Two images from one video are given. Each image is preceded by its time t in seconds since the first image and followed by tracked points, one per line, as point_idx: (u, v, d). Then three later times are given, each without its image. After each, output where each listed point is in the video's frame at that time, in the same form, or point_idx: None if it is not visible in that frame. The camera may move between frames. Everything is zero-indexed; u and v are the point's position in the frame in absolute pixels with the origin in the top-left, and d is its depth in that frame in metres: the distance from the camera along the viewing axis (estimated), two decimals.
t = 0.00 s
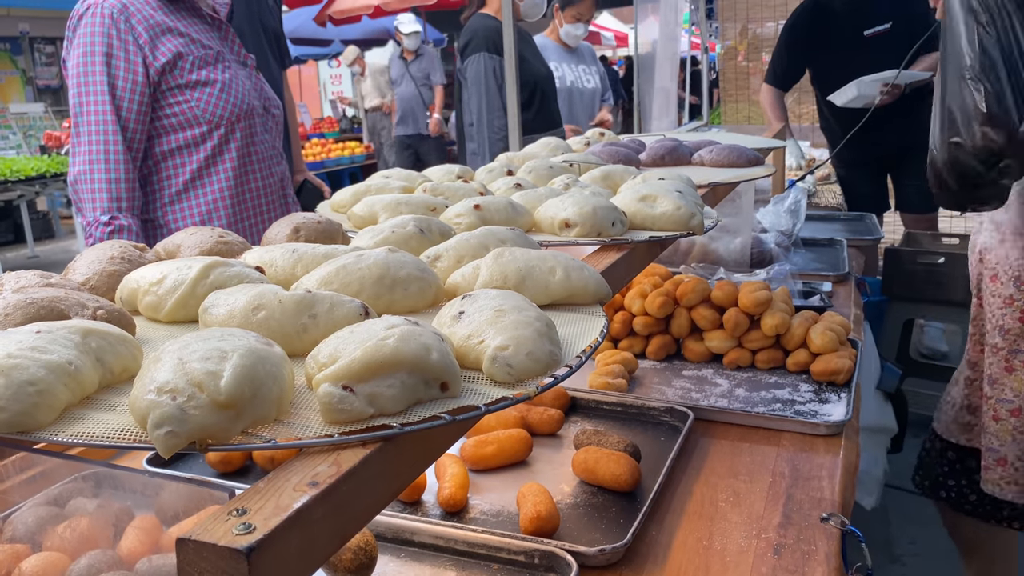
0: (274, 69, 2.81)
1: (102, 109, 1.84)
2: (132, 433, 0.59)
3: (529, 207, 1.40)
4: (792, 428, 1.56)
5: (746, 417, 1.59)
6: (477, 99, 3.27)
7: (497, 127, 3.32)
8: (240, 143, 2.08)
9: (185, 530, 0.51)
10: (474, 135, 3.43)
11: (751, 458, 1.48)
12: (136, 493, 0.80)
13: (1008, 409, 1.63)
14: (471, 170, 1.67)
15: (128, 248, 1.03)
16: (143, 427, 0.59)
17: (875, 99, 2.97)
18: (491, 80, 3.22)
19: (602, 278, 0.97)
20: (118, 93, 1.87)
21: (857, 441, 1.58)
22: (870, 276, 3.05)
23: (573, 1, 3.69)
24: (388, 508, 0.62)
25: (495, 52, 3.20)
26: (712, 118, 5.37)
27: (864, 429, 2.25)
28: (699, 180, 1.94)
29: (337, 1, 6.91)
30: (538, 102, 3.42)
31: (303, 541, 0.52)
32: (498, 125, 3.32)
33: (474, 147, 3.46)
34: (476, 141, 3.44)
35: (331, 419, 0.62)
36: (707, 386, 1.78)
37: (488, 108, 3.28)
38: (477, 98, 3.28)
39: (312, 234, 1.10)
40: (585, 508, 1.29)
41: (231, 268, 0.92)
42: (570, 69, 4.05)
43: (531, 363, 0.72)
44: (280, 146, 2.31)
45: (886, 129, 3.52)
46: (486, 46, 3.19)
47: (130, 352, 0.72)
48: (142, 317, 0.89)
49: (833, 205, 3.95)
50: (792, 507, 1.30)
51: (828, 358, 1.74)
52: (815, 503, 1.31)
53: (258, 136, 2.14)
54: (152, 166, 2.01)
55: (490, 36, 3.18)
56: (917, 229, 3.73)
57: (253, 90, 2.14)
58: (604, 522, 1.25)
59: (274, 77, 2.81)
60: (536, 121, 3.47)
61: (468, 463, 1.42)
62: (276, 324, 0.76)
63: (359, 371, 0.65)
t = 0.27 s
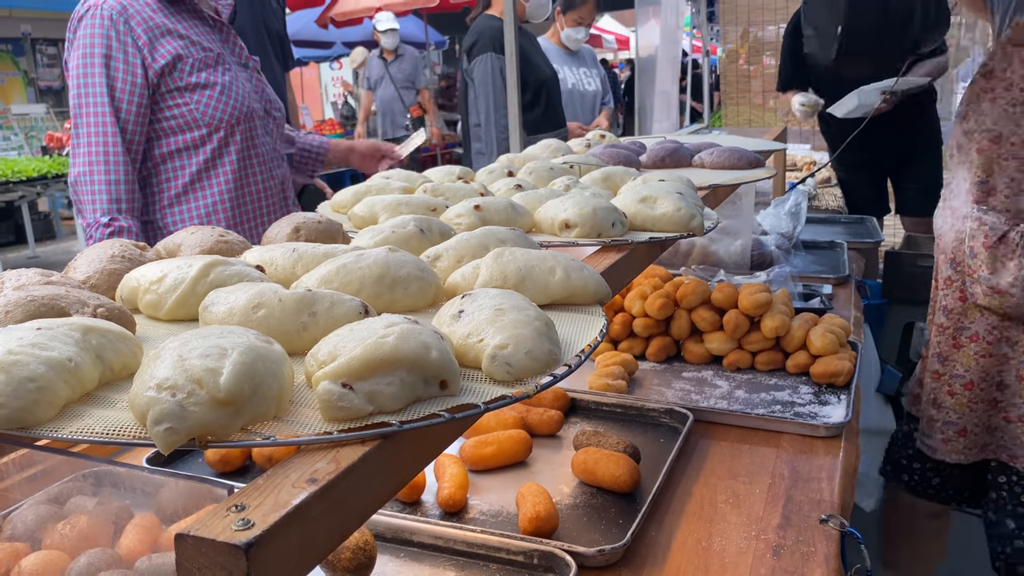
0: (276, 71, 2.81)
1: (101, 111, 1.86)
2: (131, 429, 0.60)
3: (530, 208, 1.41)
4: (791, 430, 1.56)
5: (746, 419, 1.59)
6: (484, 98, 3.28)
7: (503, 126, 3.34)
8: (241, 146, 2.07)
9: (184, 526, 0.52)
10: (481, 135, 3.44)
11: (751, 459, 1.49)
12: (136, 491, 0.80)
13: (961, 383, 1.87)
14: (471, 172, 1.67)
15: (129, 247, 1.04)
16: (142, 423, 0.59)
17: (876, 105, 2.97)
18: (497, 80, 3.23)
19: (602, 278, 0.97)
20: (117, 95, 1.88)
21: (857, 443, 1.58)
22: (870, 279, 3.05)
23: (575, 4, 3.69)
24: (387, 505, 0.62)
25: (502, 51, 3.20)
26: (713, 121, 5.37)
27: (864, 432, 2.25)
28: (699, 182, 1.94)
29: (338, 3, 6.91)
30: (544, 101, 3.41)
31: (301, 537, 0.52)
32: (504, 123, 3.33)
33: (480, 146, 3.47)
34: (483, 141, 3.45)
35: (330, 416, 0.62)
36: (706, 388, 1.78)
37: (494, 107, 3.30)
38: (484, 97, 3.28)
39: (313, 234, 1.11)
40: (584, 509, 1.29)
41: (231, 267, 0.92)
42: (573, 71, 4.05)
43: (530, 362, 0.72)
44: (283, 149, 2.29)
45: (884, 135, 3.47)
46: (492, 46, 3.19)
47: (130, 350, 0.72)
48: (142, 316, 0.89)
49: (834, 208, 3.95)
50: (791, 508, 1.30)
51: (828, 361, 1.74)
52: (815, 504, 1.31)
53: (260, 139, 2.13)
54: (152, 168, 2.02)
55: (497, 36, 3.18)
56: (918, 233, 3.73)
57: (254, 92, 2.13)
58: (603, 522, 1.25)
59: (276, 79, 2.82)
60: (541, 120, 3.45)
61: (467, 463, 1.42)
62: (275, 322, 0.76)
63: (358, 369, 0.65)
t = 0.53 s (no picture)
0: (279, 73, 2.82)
1: (100, 115, 1.87)
2: (133, 431, 0.60)
3: (531, 211, 1.41)
4: (792, 434, 1.56)
5: (746, 422, 1.59)
6: (483, 102, 3.29)
7: (503, 129, 3.35)
8: (241, 151, 2.07)
9: (185, 528, 0.52)
10: (480, 137, 3.44)
11: (751, 462, 1.48)
12: (138, 493, 0.80)
13: (912, 358, 1.73)
14: (473, 174, 1.67)
15: (130, 249, 1.04)
16: (144, 425, 0.59)
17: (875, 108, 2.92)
18: (497, 84, 3.24)
19: (603, 281, 0.97)
20: (117, 99, 1.89)
21: (857, 447, 1.58)
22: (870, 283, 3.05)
23: (577, 7, 3.69)
24: (388, 508, 0.62)
25: (501, 55, 3.21)
26: (714, 124, 5.37)
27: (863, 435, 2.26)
28: (701, 185, 1.94)
29: (339, 5, 6.90)
30: (543, 105, 3.42)
31: (302, 540, 0.52)
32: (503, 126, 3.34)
33: (480, 148, 3.48)
34: (482, 143, 3.46)
35: (332, 418, 0.62)
36: (707, 392, 1.78)
37: (494, 110, 3.31)
38: (483, 100, 3.30)
39: (314, 236, 1.11)
40: (585, 512, 1.29)
41: (232, 269, 0.93)
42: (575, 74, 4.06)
43: (531, 365, 0.72)
44: (285, 154, 2.29)
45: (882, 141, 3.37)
46: (492, 50, 3.20)
47: (132, 352, 0.72)
48: (144, 318, 0.89)
49: (834, 212, 3.95)
50: (792, 512, 1.30)
51: (829, 364, 1.74)
52: (815, 508, 1.31)
53: (260, 144, 2.12)
54: (152, 172, 2.03)
55: (497, 40, 3.19)
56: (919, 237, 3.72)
57: (257, 97, 2.13)
58: (604, 525, 1.25)
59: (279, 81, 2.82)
60: (540, 124, 3.47)
61: (467, 466, 1.42)
62: (277, 324, 0.77)
63: (359, 371, 0.65)
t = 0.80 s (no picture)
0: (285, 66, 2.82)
1: (101, 119, 1.89)
2: (136, 429, 0.60)
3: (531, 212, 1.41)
4: (792, 435, 1.57)
5: (746, 424, 1.59)
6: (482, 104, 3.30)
7: (503, 131, 3.36)
8: (243, 155, 2.07)
9: (187, 526, 0.52)
10: (480, 138, 3.45)
11: (751, 464, 1.49)
12: (140, 493, 0.80)
13: (898, 353, 1.72)
14: (474, 175, 1.68)
15: (131, 248, 1.04)
16: (147, 423, 0.59)
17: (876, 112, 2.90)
18: (496, 86, 3.25)
19: (604, 282, 0.97)
20: (118, 103, 1.90)
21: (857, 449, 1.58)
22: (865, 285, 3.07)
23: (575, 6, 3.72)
24: (389, 507, 0.62)
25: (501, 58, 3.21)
26: (715, 126, 5.37)
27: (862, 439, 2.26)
28: (701, 187, 1.95)
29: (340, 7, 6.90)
30: (542, 108, 3.43)
31: (303, 538, 0.52)
32: (504, 128, 3.35)
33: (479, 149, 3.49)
34: (481, 145, 3.47)
35: (333, 417, 0.62)
36: (707, 393, 1.78)
37: (494, 112, 3.32)
38: (483, 101, 3.31)
39: (316, 236, 1.11)
40: (584, 513, 1.29)
41: (234, 268, 0.93)
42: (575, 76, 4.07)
43: (532, 365, 0.72)
44: (290, 157, 2.27)
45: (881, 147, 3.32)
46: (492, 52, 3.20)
47: (134, 350, 0.72)
48: (145, 317, 0.89)
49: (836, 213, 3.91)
50: (791, 513, 1.30)
51: (829, 366, 1.74)
52: (815, 510, 1.31)
53: (262, 148, 2.12)
54: (154, 176, 2.04)
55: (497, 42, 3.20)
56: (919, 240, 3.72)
57: (261, 100, 2.12)
58: (604, 526, 1.25)
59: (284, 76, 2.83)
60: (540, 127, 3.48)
61: (467, 467, 1.42)
62: (279, 323, 0.77)
63: (361, 370, 0.65)
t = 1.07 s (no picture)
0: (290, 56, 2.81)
1: (103, 122, 1.89)
2: (135, 428, 0.59)
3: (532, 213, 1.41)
4: (792, 438, 1.56)
5: (746, 425, 1.59)
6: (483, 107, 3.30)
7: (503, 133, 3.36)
8: (246, 158, 2.07)
9: (187, 524, 0.52)
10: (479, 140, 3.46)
11: (751, 466, 1.48)
12: (140, 492, 0.80)
13: (911, 351, 1.66)
14: (474, 176, 1.68)
15: (131, 248, 1.04)
16: (146, 422, 0.59)
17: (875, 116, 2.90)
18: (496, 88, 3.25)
19: (605, 283, 0.97)
20: (120, 105, 1.90)
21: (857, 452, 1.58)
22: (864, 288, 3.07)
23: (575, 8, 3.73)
24: (388, 507, 0.62)
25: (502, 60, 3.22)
26: (714, 129, 5.38)
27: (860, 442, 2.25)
28: (702, 189, 1.94)
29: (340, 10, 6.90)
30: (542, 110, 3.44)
31: (303, 537, 0.52)
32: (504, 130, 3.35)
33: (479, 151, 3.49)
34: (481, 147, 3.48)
35: (333, 416, 0.62)
36: (707, 395, 1.77)
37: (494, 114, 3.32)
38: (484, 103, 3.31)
39: (316, 236, 1.11)
40: (584, 515, 1.29)
41: (234, 267, 0.92)
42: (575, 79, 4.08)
43: (533, 365, 0.72)
44: (293, 159, 2.27)
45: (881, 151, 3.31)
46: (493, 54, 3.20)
47: (134, 349, 0.72)
48: (144, 316, 0.89)
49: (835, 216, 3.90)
50: (791, 515, 1.30)
51: (829, 369, 1.73)
52: (815, 512, 1.31)
53: (265, 151, 2.11)
54: (156, 178, 2.04)
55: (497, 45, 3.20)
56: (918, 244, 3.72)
57: (265, 103, 2.11)
58: (603, 528, 1.25)
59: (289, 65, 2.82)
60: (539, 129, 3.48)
61: (466, 468, 1.41)
62: (279, 323, 0.76)
63: (361, 369, 0.65)
